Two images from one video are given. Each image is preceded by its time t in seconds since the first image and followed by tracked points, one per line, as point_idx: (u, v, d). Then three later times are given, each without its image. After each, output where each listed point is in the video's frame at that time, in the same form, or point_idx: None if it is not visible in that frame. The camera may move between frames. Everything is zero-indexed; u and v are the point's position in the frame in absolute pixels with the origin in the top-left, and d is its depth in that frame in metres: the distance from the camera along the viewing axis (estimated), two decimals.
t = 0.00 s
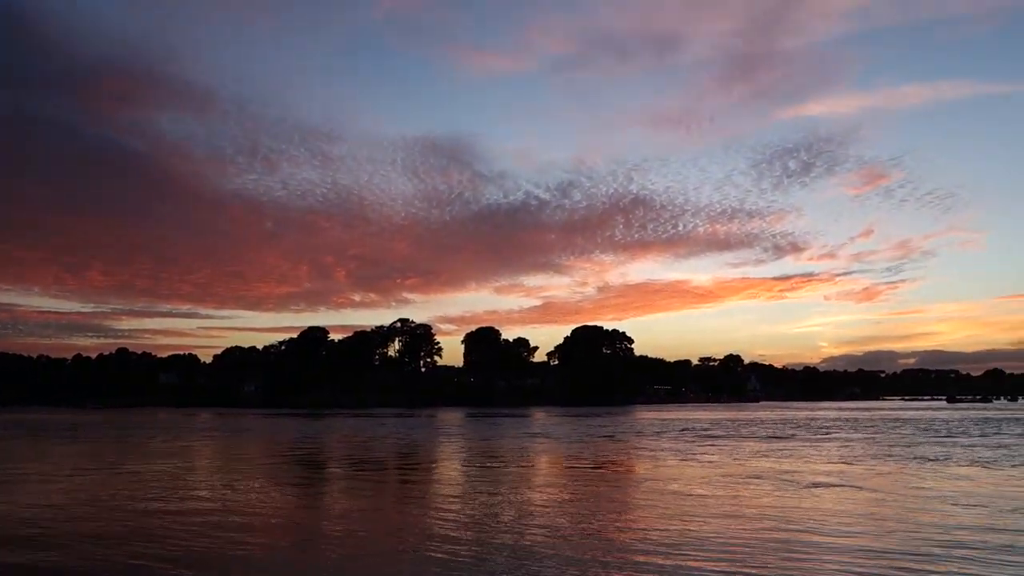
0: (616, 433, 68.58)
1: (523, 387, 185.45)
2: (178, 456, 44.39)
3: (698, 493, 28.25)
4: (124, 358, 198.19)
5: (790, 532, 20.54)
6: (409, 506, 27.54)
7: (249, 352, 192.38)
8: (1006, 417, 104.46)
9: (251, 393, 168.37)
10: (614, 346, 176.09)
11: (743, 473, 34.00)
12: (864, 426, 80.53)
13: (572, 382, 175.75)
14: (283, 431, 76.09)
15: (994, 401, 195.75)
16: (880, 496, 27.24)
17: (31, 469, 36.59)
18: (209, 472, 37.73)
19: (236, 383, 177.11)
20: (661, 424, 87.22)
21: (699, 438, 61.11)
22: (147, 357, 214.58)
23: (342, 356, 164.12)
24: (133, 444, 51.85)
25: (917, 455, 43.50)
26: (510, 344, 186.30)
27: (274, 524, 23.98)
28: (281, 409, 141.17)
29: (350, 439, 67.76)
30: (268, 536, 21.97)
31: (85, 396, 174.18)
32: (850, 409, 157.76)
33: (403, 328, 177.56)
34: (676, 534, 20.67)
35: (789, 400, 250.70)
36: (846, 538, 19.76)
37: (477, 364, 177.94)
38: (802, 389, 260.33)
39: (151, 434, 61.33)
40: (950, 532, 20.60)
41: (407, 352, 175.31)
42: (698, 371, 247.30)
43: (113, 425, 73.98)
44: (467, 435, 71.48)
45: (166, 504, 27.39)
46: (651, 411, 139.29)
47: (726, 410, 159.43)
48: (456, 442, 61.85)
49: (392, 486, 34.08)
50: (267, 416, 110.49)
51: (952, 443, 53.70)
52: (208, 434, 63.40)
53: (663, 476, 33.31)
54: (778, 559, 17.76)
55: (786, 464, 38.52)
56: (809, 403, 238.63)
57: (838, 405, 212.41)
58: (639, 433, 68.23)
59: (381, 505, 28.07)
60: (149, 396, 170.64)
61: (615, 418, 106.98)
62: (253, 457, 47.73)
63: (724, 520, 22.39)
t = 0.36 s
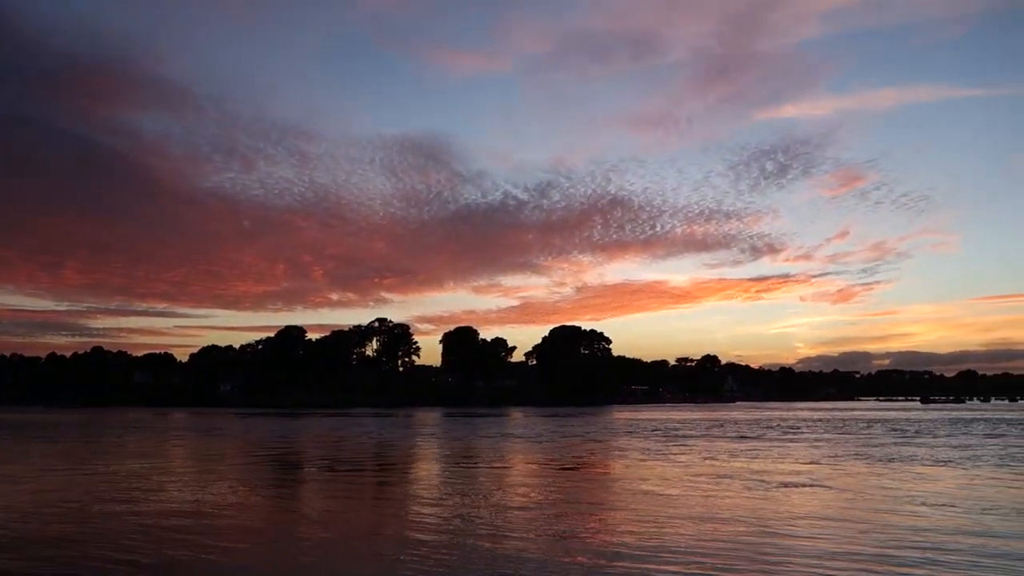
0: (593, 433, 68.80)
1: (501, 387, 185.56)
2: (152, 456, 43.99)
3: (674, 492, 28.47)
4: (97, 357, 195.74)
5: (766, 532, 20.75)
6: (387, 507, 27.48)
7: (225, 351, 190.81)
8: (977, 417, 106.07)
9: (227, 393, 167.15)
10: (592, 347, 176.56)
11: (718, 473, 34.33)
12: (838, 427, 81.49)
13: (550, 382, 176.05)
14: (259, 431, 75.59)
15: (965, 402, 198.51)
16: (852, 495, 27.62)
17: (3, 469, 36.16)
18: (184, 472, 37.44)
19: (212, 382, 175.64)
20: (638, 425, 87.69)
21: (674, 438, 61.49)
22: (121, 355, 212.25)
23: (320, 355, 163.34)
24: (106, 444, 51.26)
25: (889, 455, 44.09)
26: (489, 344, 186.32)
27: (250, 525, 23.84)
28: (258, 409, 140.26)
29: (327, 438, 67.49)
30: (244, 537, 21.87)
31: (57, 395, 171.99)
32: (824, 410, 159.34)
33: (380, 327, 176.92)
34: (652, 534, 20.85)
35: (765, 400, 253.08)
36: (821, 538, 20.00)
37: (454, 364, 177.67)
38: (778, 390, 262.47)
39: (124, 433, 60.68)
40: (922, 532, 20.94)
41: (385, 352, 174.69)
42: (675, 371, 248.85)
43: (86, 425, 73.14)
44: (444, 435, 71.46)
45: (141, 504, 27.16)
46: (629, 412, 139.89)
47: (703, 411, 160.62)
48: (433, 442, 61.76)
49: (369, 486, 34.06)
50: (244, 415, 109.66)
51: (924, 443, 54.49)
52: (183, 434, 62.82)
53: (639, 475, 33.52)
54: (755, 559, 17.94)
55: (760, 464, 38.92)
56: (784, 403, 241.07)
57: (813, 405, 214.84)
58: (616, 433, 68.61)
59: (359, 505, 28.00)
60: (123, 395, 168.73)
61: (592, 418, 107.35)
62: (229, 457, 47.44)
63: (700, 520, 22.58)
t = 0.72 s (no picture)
0: (587, 434, 68.97)
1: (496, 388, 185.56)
2: (148, 457, 44.06)
3: (669, 494, 28.69)
4: (90, 358, 195.23)
5: (760, 534, 21.00)
6: (384, 508, 27.68)
7: (219, 352, 190.42)
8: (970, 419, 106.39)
9: (222, 394, 166.94)
10: (587, 348, 176.15)
11: (712, 474, 34.59)
12: (833, 427, 81.66)
13: (545, 383, 176.12)
14: (253, 432, 75.55)
15: (959, 403, 199.24)
16: (846, 497, 27.87)
17: None
18: (181, 473, 37.56)
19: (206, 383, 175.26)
20: (632, 426, 87.84)
21: (669, 439, 61.67)
22: (115, 356, 211.81)
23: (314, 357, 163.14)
24: (101, 445, 51.22)
25: (882, 457, 44.34)
26: (484, 345, 186.14)
27: (248, 526, 24.01)
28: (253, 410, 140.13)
29: (320, 440, 67.48)
30: (241, 538, 22.00)
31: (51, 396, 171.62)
32: (818, 411, 159.97)
33: (375, 328, 176.72)
34: (645, 536, 21.07)
35: (759, 401, 253.53)
36: (816, 541, 20.23)
37: (449, 365, 177.53)
38: (772, 391, 262.83)
39: (119, 434, 60.67)
40: (916, 534, 21.23)
41: (380, 354, 173.68)
42: (670, 372, 249.10)
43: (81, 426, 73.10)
44: (437, 436, 71.51)
45: (138, 506, 27.25)
46: (623, 413, 140.18)
47: (697, 411, 160.81)
48: (428, 443, 61.84)
49: (365, 487, 34.25)
50: (238, 417, 109.45)
51: (917, 444, 54.73)
52: (177, 435, 62.84)
53: (635, 477, 33.75)
54: (749, 560, 18.18)
55: (755, 465, 39.16)
56: (777, 404, 241.24)
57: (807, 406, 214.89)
58: (610, 434, 68.83)
59: (356, 506, 28.17)
60: (117, 396, 168.41)
61: (587, 419, 107.29)
62: (225, 458, 47.52)
63: (693, 521, 22.87)
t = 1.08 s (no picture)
0: (595, 436, 68.89)
1: (504, 389, 185.48)
2: (155, 459, 44.15)
3: (677, 496, 28.46)
4: (100, 360, 195.97)
5: (772, 536, 20.74)
6: (393, 510, 27.57)
7: (228, 354, 190.86)
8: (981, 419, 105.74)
9: (231, 396, 167.35)
10: (595, 349, 175.77)
11: (719, 475, 34.46)
12: (842, 428, 81.23)
13: (554, 385, 176.00)
14: (261, 434, 75.68)
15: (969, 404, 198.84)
16: (856, 498, 27.65)
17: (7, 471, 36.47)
18: (187, 475, 37.60)
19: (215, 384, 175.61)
20: (640, 427, 87.65)
21: (677, 440, 61.55)
22: (124, 358, 212.76)
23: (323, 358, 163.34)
24: (109, 447, 51.36)
25: (892, 457, 44.11)
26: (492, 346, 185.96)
27: (256, 528, 23.89)
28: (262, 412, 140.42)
29: (328, 441, 67.51)
30: (248, 541, 21.96)
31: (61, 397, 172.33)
32: (826, 411, 160.21)
33: (383, 330, 176.80)
34: (658, 536, 20.89)
35: (768, 402, 252.70)
36: (829, 543, 19.92)
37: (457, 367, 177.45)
38: (782, 392, 261.95)
39: (127, 436, 60.88)
40: (930, 535, 20.95)
41: (389, 355, 174.16)
42: (679, 373, 248.55)
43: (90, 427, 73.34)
44: (444, 438, 71.45)
45: (145, 508, 27.07)
46: (633, 415, 140.06)
47: (706, 413, 160.35)
48: (436, 445, 61.73)
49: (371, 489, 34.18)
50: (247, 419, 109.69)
51: (926, 445, 54.51)
52: (185, 437, 62.97)
53: (644, 478, 33.55)
54: (762, 563, 17.97)
55: (764, 466, 38.97)
56: (787, 405, 240.28)
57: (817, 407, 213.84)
58: (617, 435, 68.67)
59: (363, 509, 28.01)
60: (126, 398, 168.95)
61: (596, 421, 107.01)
62: (232, 460, 47.59)
63: (700, 522, 22.80)
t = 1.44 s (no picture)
0: (598, 440, 68.65)
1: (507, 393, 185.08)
2: (157, 463, 44.01)
3: (679, 500, 28.28)
4: (102, 364, 195.72)
5: (773, 540, 20.53)
6: (394, 515, 27.43)
7: (230, 358, 190.58)
8: (985, 421, 105.16)
9: (233, 400, 167.15)
10: (598, 352, 174.74)
11: (722, 480, 34.20)
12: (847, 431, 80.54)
13: (557, 389, 175.58)
14: (264, 439, 75.38)
15: (972, 407, 198.49)
16: (861, 502, 27.33)
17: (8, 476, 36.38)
18: (187, 479, 37.50)
19: (217, 389, 175.34)
20: (643, 431, 87.26)
21: (680, 444, 61.36)
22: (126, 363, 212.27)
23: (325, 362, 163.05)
24: (112, 451, 51.18)
25: (898, 460, 43.70)
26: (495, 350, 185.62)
27: (255, 533, 23.75)
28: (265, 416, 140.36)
29: (330, 446, 67.33)
30: (247, 544, 21.92)
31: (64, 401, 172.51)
32: (830, 415, 159.37)
33: (386, 334, 176.77)
34: (660, 541, 20.73)
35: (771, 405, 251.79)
36: (836, 547, 19.82)
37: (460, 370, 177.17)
38: (785, 395, 260.99)
39: (129, 441, 60.70)
40: (933, 539, 20.72)
41: (391, 359, 174.17)
42: (682, 377, 247.83)
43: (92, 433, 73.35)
44: (448, 442, 71.11)
45: (146, 513, 26.90)
46: (635, 418, 139.73)
47: (710, 416, 159.73)
48: (438, 450, 61.48)
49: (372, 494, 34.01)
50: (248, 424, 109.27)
51: (931, 447, 54.24)
52: (188, 442, 62.76)
53: (646, 482, 33.35)
54: (770, 567, 17.77)
55: (767, 469, 38.75)
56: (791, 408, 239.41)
57: (821, 410, 213.12)
58: (620, 439, 68.37)
59: (364, 513, 27.82)
60: (129, 403, 168.74)
61: (600, 426, 106.57)
62: (234, 464, 47.42)
63: (704, 526, 22.78)
